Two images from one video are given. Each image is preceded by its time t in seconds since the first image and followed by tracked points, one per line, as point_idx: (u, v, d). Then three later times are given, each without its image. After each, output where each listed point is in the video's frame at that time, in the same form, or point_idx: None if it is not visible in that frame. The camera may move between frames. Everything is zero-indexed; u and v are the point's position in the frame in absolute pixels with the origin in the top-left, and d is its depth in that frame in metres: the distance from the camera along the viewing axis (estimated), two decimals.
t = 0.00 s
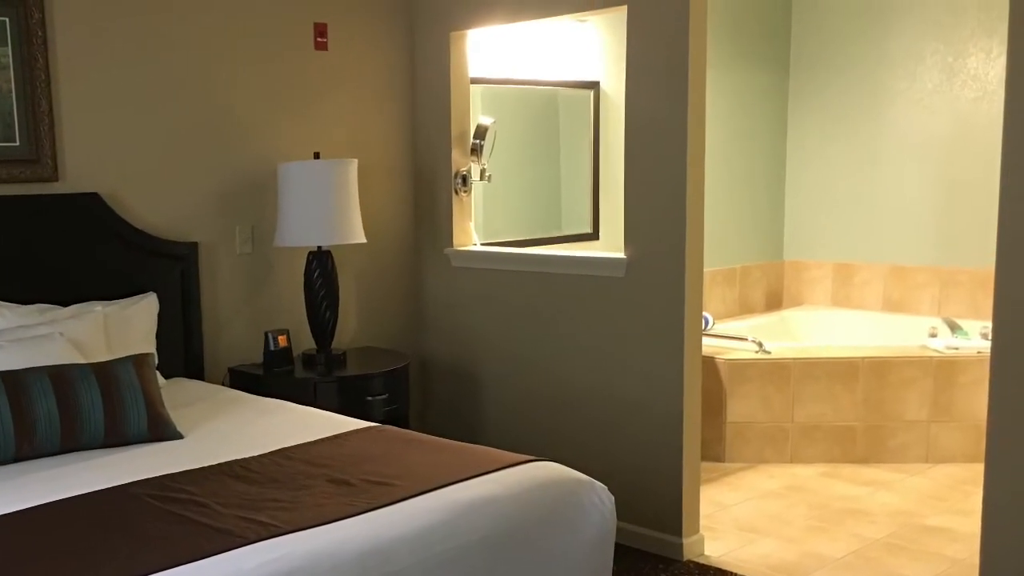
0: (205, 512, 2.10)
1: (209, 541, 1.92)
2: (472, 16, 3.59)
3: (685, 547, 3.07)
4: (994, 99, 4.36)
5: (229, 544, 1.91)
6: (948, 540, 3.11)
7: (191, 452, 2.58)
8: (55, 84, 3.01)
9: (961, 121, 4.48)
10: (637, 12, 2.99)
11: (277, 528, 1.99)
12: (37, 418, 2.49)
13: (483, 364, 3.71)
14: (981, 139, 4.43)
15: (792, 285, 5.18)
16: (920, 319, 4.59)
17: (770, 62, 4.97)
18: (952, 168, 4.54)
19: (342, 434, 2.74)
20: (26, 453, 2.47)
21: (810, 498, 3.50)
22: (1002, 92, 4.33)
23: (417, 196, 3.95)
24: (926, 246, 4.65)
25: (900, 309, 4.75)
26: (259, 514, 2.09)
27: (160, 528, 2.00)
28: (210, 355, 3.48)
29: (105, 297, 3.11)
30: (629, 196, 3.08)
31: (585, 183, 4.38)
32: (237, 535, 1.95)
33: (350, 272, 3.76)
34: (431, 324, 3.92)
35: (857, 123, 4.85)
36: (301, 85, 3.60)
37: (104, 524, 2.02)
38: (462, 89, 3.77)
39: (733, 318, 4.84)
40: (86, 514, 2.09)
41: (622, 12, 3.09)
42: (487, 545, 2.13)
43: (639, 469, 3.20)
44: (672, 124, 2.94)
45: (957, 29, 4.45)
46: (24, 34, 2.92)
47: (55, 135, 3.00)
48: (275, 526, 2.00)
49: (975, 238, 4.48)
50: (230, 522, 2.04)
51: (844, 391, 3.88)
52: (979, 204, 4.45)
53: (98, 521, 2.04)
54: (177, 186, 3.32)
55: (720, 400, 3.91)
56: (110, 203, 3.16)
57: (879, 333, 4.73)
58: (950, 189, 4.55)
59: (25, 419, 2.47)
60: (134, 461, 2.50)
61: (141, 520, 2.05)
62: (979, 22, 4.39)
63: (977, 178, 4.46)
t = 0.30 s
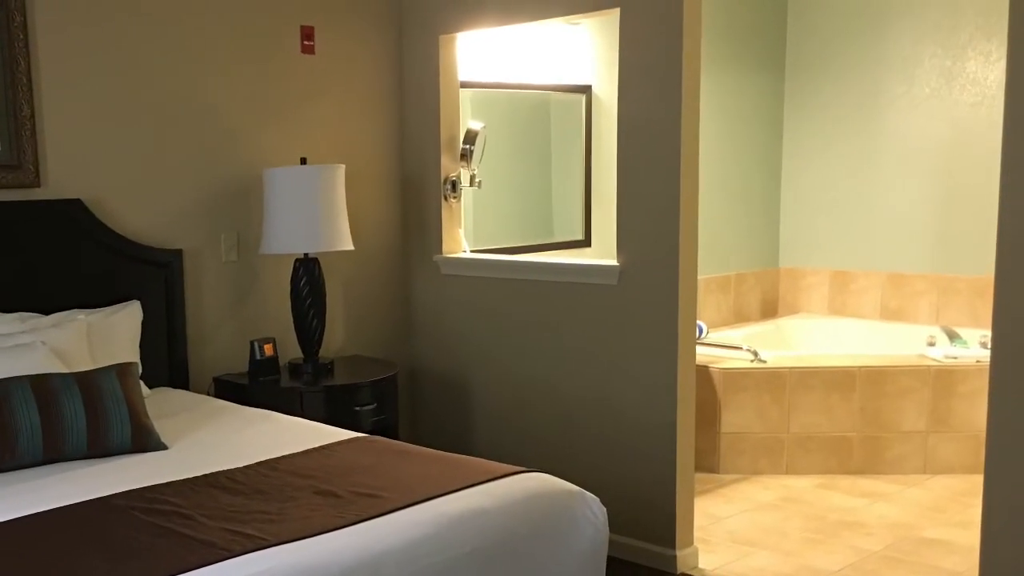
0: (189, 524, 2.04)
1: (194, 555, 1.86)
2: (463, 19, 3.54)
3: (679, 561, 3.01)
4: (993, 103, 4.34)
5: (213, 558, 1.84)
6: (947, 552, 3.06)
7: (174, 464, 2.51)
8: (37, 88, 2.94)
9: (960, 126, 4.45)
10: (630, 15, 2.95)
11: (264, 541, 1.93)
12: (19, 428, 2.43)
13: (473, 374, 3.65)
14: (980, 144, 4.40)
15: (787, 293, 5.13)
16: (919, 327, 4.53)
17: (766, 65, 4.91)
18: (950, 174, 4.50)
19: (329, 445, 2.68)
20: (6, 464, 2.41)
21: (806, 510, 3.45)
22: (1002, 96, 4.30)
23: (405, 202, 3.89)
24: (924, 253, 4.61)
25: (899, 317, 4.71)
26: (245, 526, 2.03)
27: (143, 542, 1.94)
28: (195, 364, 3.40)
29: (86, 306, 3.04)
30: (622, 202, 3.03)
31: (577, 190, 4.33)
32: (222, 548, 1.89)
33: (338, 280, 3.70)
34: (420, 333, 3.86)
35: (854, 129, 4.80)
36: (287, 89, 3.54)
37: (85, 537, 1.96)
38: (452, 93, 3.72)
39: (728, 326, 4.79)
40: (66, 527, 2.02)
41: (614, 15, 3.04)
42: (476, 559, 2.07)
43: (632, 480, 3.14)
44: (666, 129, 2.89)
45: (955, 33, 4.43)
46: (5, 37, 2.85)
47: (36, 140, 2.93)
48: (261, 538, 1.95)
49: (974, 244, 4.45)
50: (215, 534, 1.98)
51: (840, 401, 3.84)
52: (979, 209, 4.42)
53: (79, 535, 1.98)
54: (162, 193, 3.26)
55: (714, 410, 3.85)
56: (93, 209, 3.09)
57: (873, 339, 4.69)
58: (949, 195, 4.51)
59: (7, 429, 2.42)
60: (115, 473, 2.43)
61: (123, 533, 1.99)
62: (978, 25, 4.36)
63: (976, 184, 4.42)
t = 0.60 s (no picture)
0: (172, 536, 1.98)
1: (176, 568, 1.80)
2: (452, 22, 3.49)
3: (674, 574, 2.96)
4: (993, 107, 4.28)
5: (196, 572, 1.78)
6: (946, 565, 3.01)
7: (157, 476, 2.45)
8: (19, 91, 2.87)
9: (959, 131, 4.40)
10: (623, 18, 2.90)
11: (249, 553, 1.87)
12: None
13: (463, 383, 3.59)
14: (979, 148, 4.34)
15: (783, 301, 5.09)
16: (916, 335, 4.52)
17: (761, 69, 4.86)
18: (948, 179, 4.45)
19: (316, 455, 2.62)
20: None
21: (803, 522, 3.40)
22: (1002, 100, 4.25)
23: (394, 209, 3.84)
24: (921, 260, 4.56)
25: (896, 325, 4.66)
26: (230, 538, 1.97)
27: (124, 555, 1.87)
28: (180, 374, 3.34)
29: (70, 314, 2.98)
30: (614, 207, 2.99)
31: (569, 196, 4.28)
32: (206, 561, 1.83)
33: (326, 287, 3.64)
34: (409, 341, 3.80)
35: (851, 134, 4.76)
36: (274, 92, 3.48)
37: (65, 550, 1.90)
38: (442, 98, 3.67)
39: (722, 334, 4.74)
40: (44, 539, 1.96)
41: (607, 17, 3.00)
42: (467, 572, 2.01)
43: (626, 492, 3.08)
44: (659, 133, 2.85)
45: (955, 35, 4.38)
46: None
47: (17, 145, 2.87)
48: (247, 551, 1.89)
49: (973, 251, 4.40)
50: (199, 547, 1.91)
51: (837, 410, 3.78)
52: (978, 216, 4.37)
53: (58, 548, 1.91)
54: (147, 198, 3.19)
55: (708, 420, 3.80)
56: (77, 215, 3.02)
57: (871, 347, 4.65)
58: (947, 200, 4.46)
59: None
60: (97, 485, 2.37)
61: (103, 546, 1.92)
62: (978, 28, 4.32)
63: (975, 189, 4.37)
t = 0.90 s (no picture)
0: (156, 549, 1.92)
1: None
2: (443, 25, 3.44)
3: None
4: (993, 111, 4.25)
5: None
6: None
7: (140, 487, 2.38)
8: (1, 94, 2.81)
9: (958, 135, 4.36)
10: (616, 21, 2.86)
11: (234, 567, 1.81)
12: None
13: (454, 393, 3.53)
14: (979, 153, 4.30)
15: (778, 309, 5.05)
16: (913, 344, 4.47)
17: (755, 74, 4.83)
18: (948, 184, 4.41)
19: (303, 466, 2.55)
20: None
21: (799, 534, 3.35)
22: (1002, 104, 4.20)
23: (383, 215, 3.78)
24: (919, 266, 4.52)
25: (894, 333, 4.63)
26: (215, 551, 1.91)
27: (105, 568, 1.82)
28: (165, 383, 3.27)
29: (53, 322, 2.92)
30: (608, 214, 2.94)
31: (561, 203, 4.23)
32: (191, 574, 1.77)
33: (314, 295, 3.58)
34: (398, 350, 3.74)
35: (849, 138, 4.72)
36: (261, 96, 3.43)
37: (44, 563, 1.84)
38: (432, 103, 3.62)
39: (717, 343, 4.69)
40: (23, 552, 1.90)
41: (599, 20, 2.96)
42: None
43: (619, 504, 3.03)
44: (653, 137, 2.81)
45: (953, 38, 4.34)
46: None
47: None
48: (232, 563, 1.83)
49: (973, 256, 4.36)
50: (183, 560, 1.86)
51: (833, 420, 3.74)
52: (977, 221, 4.33)
53: (37, 561, 1.85)
54: (133, 203, 3.13)
55: (703, 430, 3.76)
56: (60, 221, 2.96)
57: (866, 361, 4.59)
58: (946, 206, 4.42)
59: None
60: (79, 497, 2.31)
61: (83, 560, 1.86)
62: (977, 31, 4.28)
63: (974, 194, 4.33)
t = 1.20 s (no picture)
0: (139, 562, 1.86)
1: None
2: (433, 28, 3.40)
3: None
4: (992, 115, 4.23)
5: None
6: None
7: (123, 499, 2.32)
8: None
9: (957, 140, 4.34)
10: (608, 24, 2.83)
11: None
12: None
13: (443, 402, 3.47)
14: (979, 157, 4.28)
15: (774, 317, 5.01)
16: (912, 353, 4.44)
17: (749, 79, 4.79)
18: (947, 190, 4.38)
19: (290, 476, 2.49)
20: None
21: (796, 546, 3.30)
22: (1003, 108, 4.19)
23: (371, 222, 3.73)
24: (918, 274, 4.49)
25: (892, 342, 4.59)
26: (200, 563, 1.85)
27: None
28: (149, 393, 3.21)
29: (36, 329, 2.85)
30: (600, 220, 2.89)
31: (553, 209, 4.18)
32: None
33: (301, 304, 3.52)
34: (387, 359, 3.68)
35: (845, 144, 4.69)
36: (248, 100, 3.37)
37: None
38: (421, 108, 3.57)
39: (711, 351, 4.65)
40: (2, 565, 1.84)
41: (591, 22, 2.92)
42: None
43: (613, 517, 2.98)
44: (647, 142, 2.76)
45: (951, 42, 4.31)
46: None
47: None
48: None
49: (974, 262, 4.33)
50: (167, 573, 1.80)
51: (829, 430, 3.70)
52: (978, 226, 4.30)
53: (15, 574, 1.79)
54: (118, 209, 3.07)
55: (697, 440, 3.71)
56: (43, 227, 2.90)
57: (865, 367, 4.58)
58: (945, 212, 4.39)
59: None
60: (60, 508, 2.25)
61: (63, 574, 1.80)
62: (975, 35, 4.26)
63: (974, 200, 4.31)
